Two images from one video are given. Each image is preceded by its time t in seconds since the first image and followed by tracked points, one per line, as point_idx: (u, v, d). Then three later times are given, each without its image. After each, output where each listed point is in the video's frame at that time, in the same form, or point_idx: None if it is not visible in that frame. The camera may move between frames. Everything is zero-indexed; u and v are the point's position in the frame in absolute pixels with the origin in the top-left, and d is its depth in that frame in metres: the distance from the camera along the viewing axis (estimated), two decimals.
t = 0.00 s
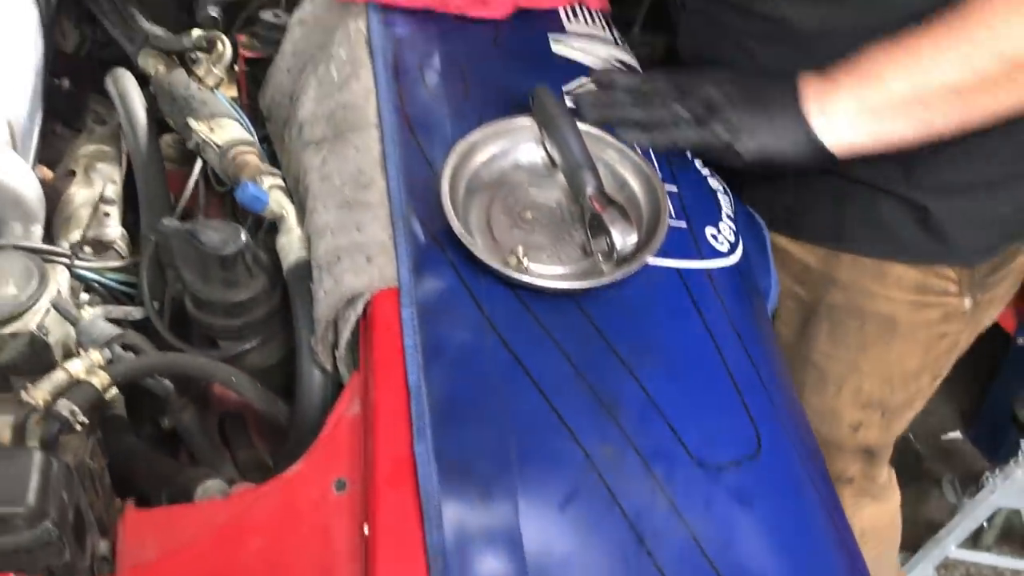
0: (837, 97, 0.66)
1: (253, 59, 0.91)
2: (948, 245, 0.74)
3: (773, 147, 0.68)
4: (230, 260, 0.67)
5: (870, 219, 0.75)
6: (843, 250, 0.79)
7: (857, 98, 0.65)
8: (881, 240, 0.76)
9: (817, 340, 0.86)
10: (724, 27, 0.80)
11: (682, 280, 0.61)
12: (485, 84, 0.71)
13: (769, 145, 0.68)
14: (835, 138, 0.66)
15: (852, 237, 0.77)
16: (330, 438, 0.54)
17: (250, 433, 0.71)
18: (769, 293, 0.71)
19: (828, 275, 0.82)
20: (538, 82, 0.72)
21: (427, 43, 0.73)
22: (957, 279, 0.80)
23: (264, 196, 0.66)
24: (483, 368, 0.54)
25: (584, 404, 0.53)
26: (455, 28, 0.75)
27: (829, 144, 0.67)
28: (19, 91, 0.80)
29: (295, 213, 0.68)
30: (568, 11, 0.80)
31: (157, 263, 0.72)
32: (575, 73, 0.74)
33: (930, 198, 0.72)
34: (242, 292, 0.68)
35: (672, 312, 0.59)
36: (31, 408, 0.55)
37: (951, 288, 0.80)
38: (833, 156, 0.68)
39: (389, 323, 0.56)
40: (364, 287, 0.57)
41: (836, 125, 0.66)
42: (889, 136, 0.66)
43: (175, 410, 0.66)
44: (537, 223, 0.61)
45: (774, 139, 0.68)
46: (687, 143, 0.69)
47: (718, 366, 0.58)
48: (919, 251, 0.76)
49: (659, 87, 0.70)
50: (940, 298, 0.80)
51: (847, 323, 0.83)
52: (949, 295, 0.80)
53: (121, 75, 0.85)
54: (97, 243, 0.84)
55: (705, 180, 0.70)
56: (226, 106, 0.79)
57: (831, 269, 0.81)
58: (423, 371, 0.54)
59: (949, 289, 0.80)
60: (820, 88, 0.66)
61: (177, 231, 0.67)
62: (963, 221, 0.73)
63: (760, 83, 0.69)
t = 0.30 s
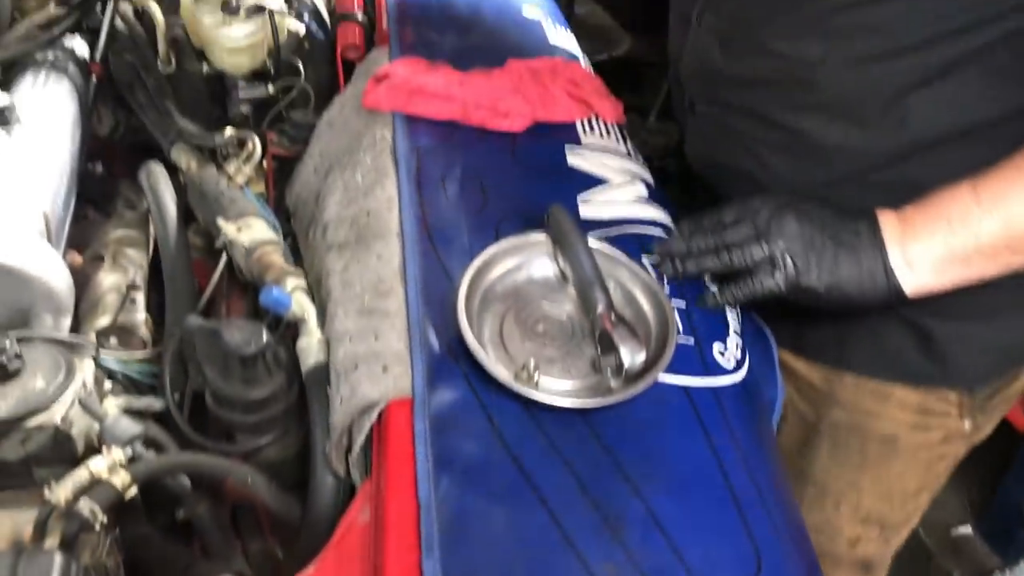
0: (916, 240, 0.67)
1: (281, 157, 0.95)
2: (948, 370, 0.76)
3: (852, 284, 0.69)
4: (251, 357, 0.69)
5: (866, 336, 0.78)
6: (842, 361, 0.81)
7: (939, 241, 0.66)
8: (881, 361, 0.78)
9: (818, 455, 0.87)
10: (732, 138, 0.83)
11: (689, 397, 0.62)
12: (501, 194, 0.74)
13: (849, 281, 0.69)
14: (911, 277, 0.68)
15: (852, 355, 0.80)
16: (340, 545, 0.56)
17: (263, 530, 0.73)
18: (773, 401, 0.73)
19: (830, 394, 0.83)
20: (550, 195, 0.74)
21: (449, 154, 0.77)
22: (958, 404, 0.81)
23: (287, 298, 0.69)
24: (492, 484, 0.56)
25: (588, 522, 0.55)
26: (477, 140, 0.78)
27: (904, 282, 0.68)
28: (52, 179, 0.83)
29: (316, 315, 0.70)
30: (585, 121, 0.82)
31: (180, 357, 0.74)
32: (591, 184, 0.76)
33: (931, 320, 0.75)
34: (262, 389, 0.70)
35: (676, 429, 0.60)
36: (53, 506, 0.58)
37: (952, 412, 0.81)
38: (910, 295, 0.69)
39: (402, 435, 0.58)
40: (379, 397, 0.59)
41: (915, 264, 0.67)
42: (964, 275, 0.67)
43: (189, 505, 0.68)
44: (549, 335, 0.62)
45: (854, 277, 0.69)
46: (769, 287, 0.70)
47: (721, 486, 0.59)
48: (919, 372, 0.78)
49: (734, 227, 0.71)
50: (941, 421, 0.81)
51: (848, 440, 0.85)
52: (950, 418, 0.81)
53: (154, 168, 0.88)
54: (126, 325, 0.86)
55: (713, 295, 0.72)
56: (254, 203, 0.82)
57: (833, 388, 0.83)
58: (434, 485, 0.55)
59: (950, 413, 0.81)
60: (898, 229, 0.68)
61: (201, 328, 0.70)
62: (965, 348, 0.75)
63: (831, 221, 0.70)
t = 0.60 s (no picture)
0: (974, 319, 0.63)
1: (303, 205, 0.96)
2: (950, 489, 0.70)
3: (905, 368, 0.66)
4: (251, 401, 0.71)
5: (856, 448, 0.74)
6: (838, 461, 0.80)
7: (1000, 318, 0.62)
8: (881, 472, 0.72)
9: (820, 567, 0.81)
10: (741, 218, 0.80)
11: (671, 463, 0.62)
12: (505, 253, 0.75)
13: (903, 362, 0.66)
14: (967, 355, 0.64)
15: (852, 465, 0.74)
16: None
17: (254, 566, 0.77)
18: (769, 472, 0.73)
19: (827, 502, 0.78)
20: (552, 257, 0.75)
21: (458, 212, 0.78)
22: (966, 521, 0.73)
23: (288, 346, 0.70)
24: (467, 541, 0.56)
25: None
26: (485, 197, 0.80)
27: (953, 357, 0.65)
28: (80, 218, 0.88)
29: (316, 362, 0.72)
30: (594, 184, 0.83)
31: (185, 398, 0.76)
32: (594, 247, 0.77)
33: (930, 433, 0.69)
34: (259, 433, 0.72)
35: (656, 496, 0.60)
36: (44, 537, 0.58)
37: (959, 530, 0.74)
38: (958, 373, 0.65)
39: (384, 486, 0.59)
40: (365, 447, 0.61)
41: (967, 340, 0.64)
42: None
43: (184, 540, 0.71)
44: (537, 396, 0.63)
45: (905, 358, 0.66)
46: (823, 373, 0.69)
47: (697, 557, 0.58)
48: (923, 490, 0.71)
49: (783, 314, 0.70)
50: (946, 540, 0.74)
51: (849, 555, 0.78)
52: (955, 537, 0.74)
53: (178, 212, 0.91)
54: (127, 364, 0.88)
55: (707, 362, 0.71)
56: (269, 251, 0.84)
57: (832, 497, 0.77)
58: (409, 539, 0.56)
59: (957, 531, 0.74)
60: (954, 306, 0.65)
61: (204, 371, 0.72)
62: (976, 472, 0.69)
63: (877, 300, 0.67)
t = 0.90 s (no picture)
0: (914, 379, 0.61)
1: (324, 215, 0.98)
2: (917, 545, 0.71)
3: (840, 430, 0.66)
4: (238, 396, 0.75)
5: (829, 504, 0.76)
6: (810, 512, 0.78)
7: (936, 381, 0.59)
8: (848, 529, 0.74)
9: None
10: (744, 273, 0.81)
11: (622, 486, 0.63)
12: (494, 272, 0.77)
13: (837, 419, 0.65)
14: (905, 415, 0.62)
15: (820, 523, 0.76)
16: None
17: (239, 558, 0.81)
18: (741, 506, 0.72)
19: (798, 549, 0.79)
20: (539, 279, 0.77)
21: (455, 229, 0.81)
22: None
23: (274, 345, 0.74)
24: (407, 543, 0.58)
25: None
26: (484, 217, 0.82)
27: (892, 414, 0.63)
28: (110, 215, 0.93)
29: (303, 364, 0.75)
30: (594, 212, 0.85)
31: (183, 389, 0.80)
32: (582, 272, 0.78)
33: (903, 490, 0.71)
34: (244, 428, 0.75)
35: (603, 515, 0.61)
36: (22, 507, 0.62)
37: None
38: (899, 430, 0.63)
39: (338, 483, 0.61)
40: (327, 446, 0.63)
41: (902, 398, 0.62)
42: (969, 420, 0.59)
43: (168, 525, 0.75)
44: (496, 411, 0.65)
45: (839, 413, 0.65)
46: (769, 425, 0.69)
47: None
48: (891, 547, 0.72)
49: (737, 369, 0.72)
50: None
51: None
52: None
53: (203, 214, 0.94)
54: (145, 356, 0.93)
55: (678, 391, 0.72)
56: (278, 260, 0.89)
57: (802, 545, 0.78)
58: (352, 536, 0.58)
59: None
60: (898, 364, 0.62)
61: (198, 364, 0.75)
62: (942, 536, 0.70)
63: (812, 356, 0.67)
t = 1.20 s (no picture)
0: (799, 377, 0.62)
1: (351, 218, 1.03)
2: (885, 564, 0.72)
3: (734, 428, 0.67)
4: (240, 380, 0.79)
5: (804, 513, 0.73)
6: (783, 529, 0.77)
7: (820, 382, 0.60)
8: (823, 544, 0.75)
9: None
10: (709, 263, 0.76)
11: (582, 488, 0.65)
12: (489, 275, 0.80)
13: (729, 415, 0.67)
14: (791, 411, 0.63)
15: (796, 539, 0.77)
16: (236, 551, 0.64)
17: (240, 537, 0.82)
18: (716, 525, 0.74)
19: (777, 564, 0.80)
20: (533, 285, 0.79)
21: (460, 233, 0.84)
22: None
23: (275, 334, 0.78)
24: (366, 525, 0.61)
25: (434, 564, 0.59)
26: (489, 224, 0.85)
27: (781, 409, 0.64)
28: (148, 208, 0.99)
29: (302, 354, 0.79)
30: (598, 225, 0.88)
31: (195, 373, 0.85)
32: (577, 281, 0.80)
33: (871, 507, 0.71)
34: (245, 411, 0.79)
35: (561, 516, 0.63)
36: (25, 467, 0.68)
37: None
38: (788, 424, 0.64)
39: (311, 465, 0.65)
40: (304, 430, 0.66)
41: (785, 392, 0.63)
42: (850, 419, 0.60)
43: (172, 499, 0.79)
44: (468, 407, 0.68)
45: (732, 415, 0.66)
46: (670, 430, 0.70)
47: None
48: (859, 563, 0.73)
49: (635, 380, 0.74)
50: None
51: None
52: None
53: (235, 208, 0.97)
54: (176, 342, 0.97)
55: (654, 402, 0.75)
56: (296, 256, 0.93)
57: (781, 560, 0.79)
58: (315, 515, 0.61)
59: None
60: (787, 361, 0.63)
61: (206, 348, 0.79)
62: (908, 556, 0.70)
63: (702, 362, 0.69)
